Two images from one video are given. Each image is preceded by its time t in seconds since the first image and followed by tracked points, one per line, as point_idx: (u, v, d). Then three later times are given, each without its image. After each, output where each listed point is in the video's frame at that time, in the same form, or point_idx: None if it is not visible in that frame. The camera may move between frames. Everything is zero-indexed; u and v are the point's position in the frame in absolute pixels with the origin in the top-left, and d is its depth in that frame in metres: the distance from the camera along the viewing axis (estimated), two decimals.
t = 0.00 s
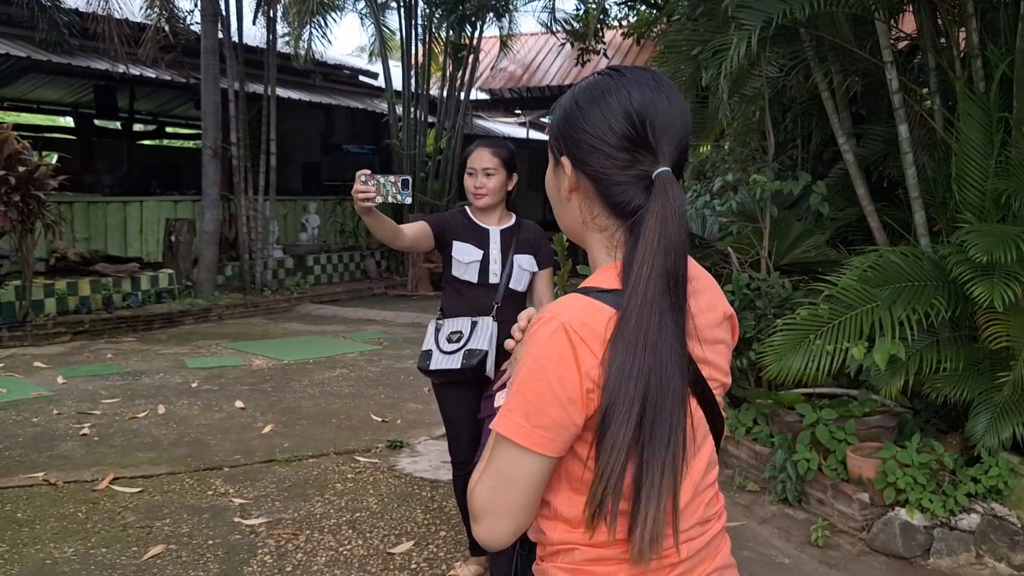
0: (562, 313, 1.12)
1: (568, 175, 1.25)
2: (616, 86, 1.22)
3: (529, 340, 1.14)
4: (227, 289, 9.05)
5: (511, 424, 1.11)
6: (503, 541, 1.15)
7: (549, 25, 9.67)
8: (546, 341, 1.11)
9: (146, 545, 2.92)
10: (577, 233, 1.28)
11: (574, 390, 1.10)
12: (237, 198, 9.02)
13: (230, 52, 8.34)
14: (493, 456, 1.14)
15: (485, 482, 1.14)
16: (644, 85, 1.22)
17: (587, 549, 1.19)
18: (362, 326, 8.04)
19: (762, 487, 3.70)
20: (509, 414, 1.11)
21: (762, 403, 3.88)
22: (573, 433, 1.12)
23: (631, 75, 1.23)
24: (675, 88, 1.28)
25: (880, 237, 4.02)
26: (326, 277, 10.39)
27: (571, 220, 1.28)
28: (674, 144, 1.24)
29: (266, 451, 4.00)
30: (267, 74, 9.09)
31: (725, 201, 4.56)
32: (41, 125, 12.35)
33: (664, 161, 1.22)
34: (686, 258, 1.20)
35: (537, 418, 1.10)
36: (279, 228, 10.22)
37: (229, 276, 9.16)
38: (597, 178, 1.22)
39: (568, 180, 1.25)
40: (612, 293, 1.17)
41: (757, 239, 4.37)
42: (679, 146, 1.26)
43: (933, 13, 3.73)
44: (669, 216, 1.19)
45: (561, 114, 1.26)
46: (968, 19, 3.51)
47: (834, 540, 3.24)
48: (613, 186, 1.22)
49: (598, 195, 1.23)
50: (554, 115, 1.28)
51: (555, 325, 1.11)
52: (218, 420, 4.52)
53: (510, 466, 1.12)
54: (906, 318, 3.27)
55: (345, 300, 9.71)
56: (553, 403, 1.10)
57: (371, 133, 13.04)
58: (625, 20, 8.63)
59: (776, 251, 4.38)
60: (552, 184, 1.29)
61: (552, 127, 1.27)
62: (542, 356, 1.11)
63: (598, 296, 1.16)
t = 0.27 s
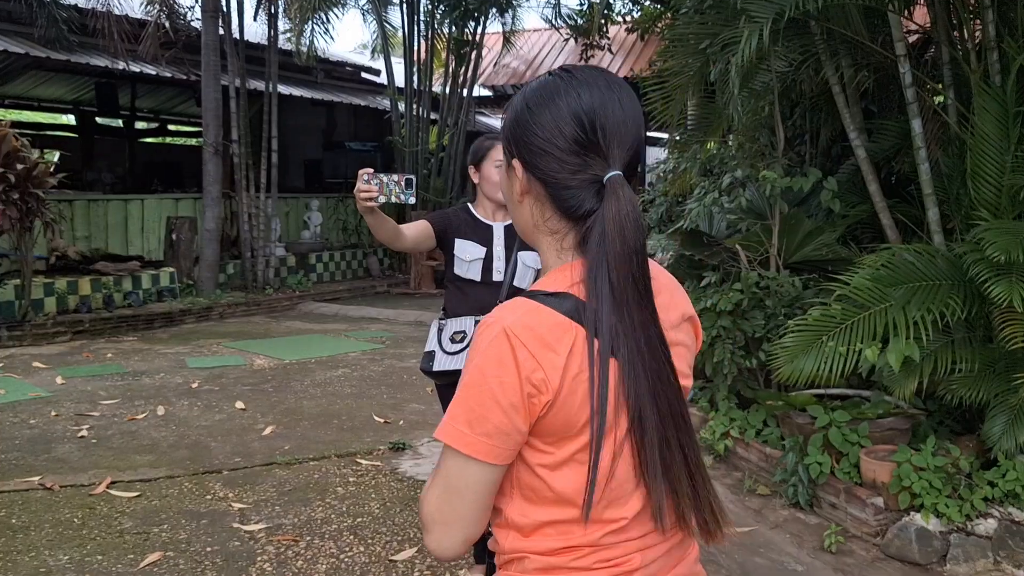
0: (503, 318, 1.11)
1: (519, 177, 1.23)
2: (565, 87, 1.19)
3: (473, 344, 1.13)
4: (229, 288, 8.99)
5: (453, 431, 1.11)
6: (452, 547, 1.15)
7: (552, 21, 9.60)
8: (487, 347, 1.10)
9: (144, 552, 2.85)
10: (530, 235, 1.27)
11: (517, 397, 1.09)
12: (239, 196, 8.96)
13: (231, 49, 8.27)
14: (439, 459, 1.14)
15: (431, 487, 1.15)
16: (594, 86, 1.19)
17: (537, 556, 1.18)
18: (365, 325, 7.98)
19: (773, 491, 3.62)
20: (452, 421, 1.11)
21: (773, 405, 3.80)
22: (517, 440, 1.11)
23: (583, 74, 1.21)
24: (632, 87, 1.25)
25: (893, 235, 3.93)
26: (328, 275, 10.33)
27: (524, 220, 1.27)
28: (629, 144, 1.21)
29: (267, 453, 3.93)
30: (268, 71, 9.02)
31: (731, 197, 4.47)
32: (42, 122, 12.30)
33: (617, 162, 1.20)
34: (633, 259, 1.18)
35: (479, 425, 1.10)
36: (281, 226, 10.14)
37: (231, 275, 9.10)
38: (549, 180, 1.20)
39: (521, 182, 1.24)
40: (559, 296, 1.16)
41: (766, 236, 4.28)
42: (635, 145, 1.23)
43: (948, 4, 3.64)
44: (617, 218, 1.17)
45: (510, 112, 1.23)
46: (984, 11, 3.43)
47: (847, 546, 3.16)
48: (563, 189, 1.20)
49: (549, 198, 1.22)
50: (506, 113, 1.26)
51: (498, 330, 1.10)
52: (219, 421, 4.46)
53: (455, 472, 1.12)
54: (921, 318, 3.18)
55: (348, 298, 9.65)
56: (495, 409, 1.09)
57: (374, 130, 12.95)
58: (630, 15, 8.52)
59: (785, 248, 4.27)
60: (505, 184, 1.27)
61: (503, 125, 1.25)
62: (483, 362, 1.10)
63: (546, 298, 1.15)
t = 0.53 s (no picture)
0: (415, 349, 1.13)
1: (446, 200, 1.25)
2: (482, 112, 1.19)
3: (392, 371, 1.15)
4: (248, 288, 8.97)
5: (366, 459, 1.14)
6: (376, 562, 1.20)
7: (571, 17, 9.50)
8: (397, 378, 1.12)
9: (159, 566, 2.80)
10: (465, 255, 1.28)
11: (426, 427, 1.11)
12: (257, 196, 8.94)
13: (249, 48, 8.25)
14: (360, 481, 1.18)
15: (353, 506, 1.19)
16: (512, 110, 1.19)
17: (458, 569, 1.20)
18: (383, 325, 7.93)
19: (802, 503, 3.51)
20: (364, 448, 1.13)
21: (803, 414, 3.69)
22: (428, 466, 1.13)
23: (504, 95, 1.20)
24: (560, 104, 1.24)
25: (926, 238, 3.81)
26: (347, 275, 10.30)
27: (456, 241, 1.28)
28: (551, 162, 1.20)
29: (285, 461, 3.88)
30: (285, 70, 8.99)
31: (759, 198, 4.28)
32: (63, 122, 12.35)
33: (536, 182, 1.19)
34: (551, 285, 1.17)
35: (390, 451, 1.13)
36: (299, 226, 10.11)
37: (250, 275, 9.07)
38: (470, 203, 1.21)
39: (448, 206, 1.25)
40: (477, 325, 1.15)
41: (795, 239, 4.16)
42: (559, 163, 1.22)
43: None
44: (531, 242, 1.17)
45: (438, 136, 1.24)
46: None
47: (882, 563, 3.04)
48: (484, 215, 1.20)
49: (473, 223, 1.22)
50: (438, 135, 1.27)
51: (409, 362, 1.12)
52: (237, 427, 4.41)
53: (372, 495, 1.16)
54: (958, 327, 3.07)
55: (367, 298, 9.62)
56: (404, 438, 1.12)
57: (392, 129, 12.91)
58: (651, 11, 8.39)
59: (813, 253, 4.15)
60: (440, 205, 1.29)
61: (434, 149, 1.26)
62: (395, 392, 1.12)
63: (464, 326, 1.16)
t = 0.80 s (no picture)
0: (410, 353, 1.13)
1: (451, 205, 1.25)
2: (477, 116, 1.20)
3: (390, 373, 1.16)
4: (294, 287, 9.03)
5: (361, 459, 1.16)
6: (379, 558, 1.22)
7: (617, 11, 9.37)
8: (388, 381, 1.13)
9: (214, 570, 2.78)
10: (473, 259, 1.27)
11: (415, 430, 1.12)
12: (304, 195, 8.99)
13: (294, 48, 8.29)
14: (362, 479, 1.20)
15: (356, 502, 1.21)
16: (507, 114, 1.19)
17: None
18: (428, 324, 7.92)
19: (867, 512, 3.38)
20: (360, 446, 1.15)
21: (866, 419, 3.56)
22: (419, 467, 1.14)
23: (500, 100, 1.20)
24: (561, 105, 1.21)
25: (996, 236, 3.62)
26: (391, 273, 10.32)
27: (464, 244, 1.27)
28: (545, 167, 1.18)
29: (335, 463, 3.86)
30: (330, 69, 9.02)
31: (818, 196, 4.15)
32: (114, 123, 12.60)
33: (525, 186, 1.17)
34: (539, 292, 1.13)
35: (386, 452, 1.14)
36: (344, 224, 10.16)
37: (297, 274, 9.12)
38: (470, 207, 1.21)
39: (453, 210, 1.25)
40: (473, 332, 1.14)
41: (855, 237, 4.01)
42: (555, 167, 1.19)
43: None
44: (516, 245, 1.14)
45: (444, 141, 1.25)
46: None
47: None
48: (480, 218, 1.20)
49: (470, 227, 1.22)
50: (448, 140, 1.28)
51: (401, 365, 1.13)
52: (287, 427, 4.41)
53: (369, 494, 1.18)
54: None
55: (411, 296, 9.62)
56: (394, 439, 1.13)
57: (435, 127, 12.91)
58: (700, 4, 8.22)
59: (875, 251, 3.99)
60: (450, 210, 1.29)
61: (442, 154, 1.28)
62: (389, 393, 1.13)
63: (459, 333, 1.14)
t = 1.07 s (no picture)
0: (437, 370, 1.08)
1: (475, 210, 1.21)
2: (503, 121, 1.16)
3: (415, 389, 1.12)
4: (307, 285, 8.95)
5: (386, 478, 1.11)
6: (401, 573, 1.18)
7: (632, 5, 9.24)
8: (416, 400, 1.08)
9: None
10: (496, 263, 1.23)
11: (447, 450, 1.08)
12: (316, 191, 8.91)
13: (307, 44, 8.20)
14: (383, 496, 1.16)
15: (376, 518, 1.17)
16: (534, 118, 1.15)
17: None
18: (443, 322, 7.83)
19: (905, 518, 3.28)
20: (387, 468, 1.11)
21: (903, 422, 3.46)
22: (448, 486, 1.10)
23: (527, 104, 1.17)
24: (586, 109, 1.18)
25: None
26: (403, 270, 10.24)
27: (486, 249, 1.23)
28: (570, 173, 1.14)
29: (356, 465, 3.78)
30: (343, 65, 8.93)
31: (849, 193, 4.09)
32: (125, 120, 12.54)
33: (548, 190, 1.13)
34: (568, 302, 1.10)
35: (415, 476, 1.10)
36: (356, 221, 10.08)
37: (309, 271, 9.03)
38: (493, 211, 1.17)
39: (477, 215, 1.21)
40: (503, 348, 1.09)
41: (888, 235, 3.90)
42: (581, 175, 1.15)
43: None
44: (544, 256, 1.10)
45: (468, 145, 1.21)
46: None
47: None
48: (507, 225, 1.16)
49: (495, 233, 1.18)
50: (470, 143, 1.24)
51: (430, 383, 1.08)
52: (305, 428, 4.34)
53: (392, 513, 1.14)
54: None
55: (424, 294, 9.54)
56: (423, 460, 1.09)
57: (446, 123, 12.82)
58: None
59: (909, 249, 3.85)
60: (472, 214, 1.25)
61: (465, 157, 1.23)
62: (415, 412, 1.09)
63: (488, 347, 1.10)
